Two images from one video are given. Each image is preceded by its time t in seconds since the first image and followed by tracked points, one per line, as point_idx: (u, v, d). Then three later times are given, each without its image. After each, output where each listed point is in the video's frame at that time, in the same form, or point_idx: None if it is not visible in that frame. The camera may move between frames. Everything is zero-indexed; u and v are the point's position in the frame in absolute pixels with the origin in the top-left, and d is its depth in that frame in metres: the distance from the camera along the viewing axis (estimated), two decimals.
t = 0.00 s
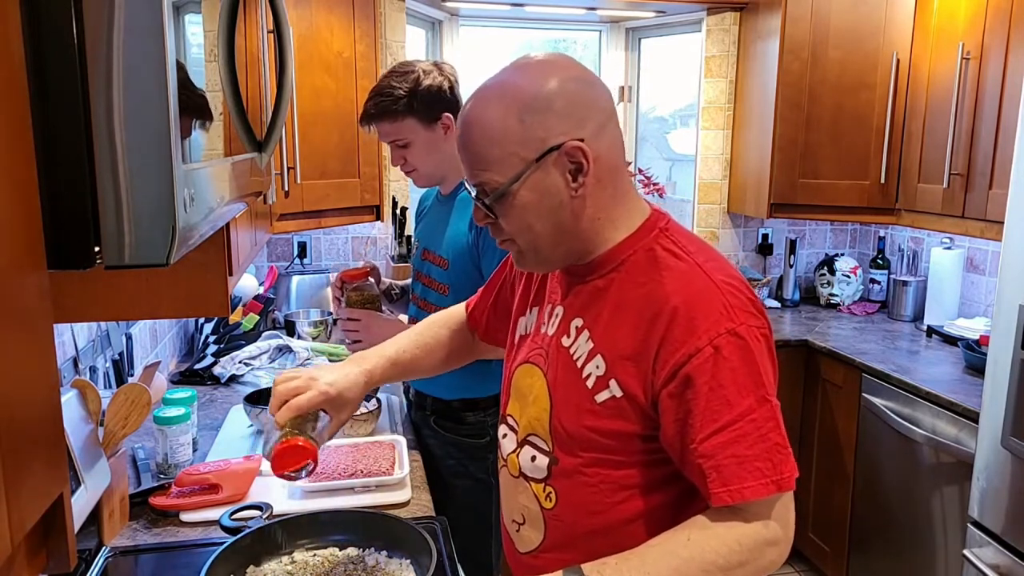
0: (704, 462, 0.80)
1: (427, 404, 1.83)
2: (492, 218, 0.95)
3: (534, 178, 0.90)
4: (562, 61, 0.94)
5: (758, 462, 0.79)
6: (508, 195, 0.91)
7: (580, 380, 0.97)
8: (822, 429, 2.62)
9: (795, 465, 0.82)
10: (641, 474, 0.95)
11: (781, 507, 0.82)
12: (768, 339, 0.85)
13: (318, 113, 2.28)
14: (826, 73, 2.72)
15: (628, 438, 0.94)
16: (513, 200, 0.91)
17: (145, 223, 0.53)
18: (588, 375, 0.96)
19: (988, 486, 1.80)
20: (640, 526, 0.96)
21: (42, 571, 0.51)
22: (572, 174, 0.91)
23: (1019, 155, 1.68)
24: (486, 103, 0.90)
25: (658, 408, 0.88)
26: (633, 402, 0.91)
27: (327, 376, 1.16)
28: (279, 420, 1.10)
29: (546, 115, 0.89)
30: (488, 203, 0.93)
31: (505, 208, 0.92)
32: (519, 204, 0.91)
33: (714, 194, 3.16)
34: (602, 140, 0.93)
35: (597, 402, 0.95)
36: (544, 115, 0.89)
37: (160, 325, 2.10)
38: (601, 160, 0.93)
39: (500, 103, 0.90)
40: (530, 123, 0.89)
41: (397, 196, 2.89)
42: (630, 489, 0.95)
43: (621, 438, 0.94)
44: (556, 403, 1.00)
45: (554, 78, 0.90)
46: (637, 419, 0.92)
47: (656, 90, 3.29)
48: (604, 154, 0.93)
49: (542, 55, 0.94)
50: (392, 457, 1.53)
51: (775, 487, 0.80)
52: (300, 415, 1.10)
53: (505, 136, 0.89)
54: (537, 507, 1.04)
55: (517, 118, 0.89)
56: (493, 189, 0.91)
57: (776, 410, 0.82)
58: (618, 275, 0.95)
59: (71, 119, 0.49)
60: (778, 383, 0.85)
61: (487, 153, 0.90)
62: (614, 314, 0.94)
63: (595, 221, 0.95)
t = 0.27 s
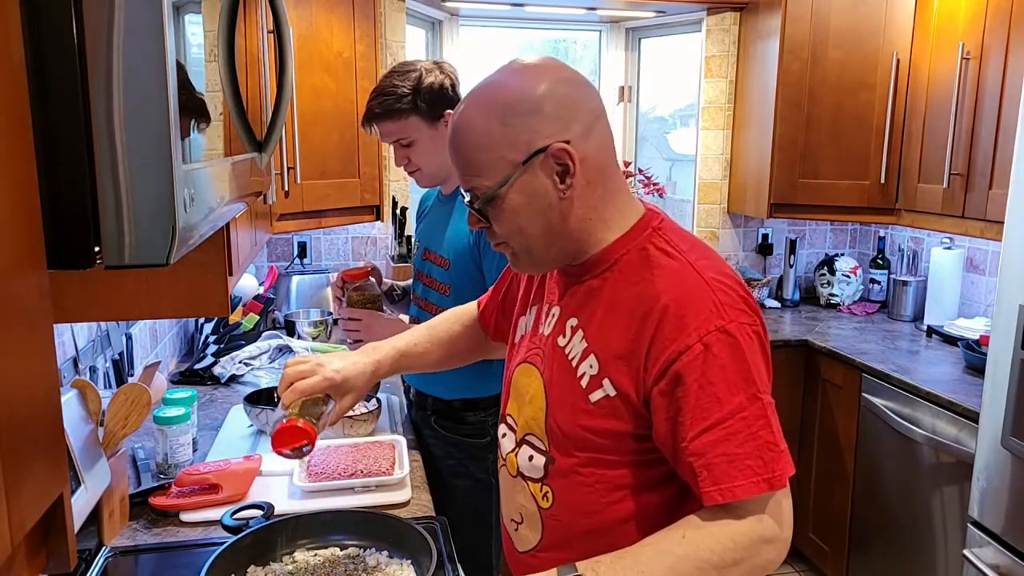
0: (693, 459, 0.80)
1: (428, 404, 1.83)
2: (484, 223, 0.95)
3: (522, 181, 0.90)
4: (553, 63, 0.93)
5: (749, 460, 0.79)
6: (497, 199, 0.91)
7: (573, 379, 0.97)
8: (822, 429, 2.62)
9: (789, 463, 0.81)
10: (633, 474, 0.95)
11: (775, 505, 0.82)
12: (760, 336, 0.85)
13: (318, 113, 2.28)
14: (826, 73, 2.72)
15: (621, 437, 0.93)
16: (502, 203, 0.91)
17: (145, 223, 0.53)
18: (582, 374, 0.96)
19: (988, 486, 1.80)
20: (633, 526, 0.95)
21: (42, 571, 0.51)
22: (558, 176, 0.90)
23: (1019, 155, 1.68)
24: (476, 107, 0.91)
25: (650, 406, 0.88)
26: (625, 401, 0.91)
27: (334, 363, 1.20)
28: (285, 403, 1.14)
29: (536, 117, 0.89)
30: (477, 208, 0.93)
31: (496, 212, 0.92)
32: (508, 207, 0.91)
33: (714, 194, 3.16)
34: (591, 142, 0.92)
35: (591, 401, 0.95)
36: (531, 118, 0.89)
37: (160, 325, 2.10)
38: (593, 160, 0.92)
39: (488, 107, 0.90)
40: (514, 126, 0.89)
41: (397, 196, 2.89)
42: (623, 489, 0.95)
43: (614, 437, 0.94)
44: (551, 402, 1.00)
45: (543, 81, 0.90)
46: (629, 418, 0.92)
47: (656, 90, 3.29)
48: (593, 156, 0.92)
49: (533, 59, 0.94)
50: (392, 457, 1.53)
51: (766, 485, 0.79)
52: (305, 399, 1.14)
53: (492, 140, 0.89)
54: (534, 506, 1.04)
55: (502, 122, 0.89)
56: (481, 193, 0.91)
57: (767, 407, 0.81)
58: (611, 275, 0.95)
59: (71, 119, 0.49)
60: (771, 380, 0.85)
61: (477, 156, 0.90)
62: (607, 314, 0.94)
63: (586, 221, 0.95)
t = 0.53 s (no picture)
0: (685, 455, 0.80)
1: (428, 404, 1.83)
2: (482, 221, 0.96)
3: (516, 179, 0.90)
4: (551, 63, 0.94)
5: (741, 456, 0.79)
6: (493, 196, 0.91)
7: (569, 377, 0.97)
8: (822, 429, 2.62)
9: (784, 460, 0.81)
10: (628, 472, 0.95)
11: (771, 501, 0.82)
12: (753, 332, 0.85)
13: (318, 113, 2.28)
14: (826, 73, 2.72)
15: (616, 434, 0.93)
16: (497, 201, 0.92)
17: (145, 223, 0.53)
18: (578, 371, 0.96)
19: (988, 486, 1.80)
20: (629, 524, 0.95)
21: (42, 571, 0.51)
22: (552, 175, 0.90)
23: (1019, 155, 1.68)
24: (473, 106, 0.91)
25: (644, 403, 0.88)
26: (620, 398, 0.91)
27: (347, 354, 1.21)
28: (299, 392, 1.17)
29: (533, 116, 0.89)
30: (472, 204, 0.94)
31: (492, 211, 0.93)
32: (504, 206, 0.92)
33: (714, 194, 3.15)
34: (586, 141, 0.92)
35: (587, 398, 0.95)
36: (526, 117, 0.89)
37: (160, 325, 2.10)
38: (590, 159, 0.92)
39: (484, 106, 0.90)
40: (513, 125, 0.89)
41: (397, 196, 2.89)
42: (619, 487, 0.95)
43: (609, 434, 0.94)
44: (548, 400, 1.00)
45: (540, 81, 0.90)
46: (624, 415, 0.92)
47: (656, 90, 3.29)
48: (588, 154, 0.92)
49: (532, 58, 0.94)
50: (392, 457, 1.53)
51: (760, 482, 0.79)
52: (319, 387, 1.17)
53: (487, 139, 0.89)
54: (532, 504, 1.04)
55: (497, 121, 0.89)
56: (478, 191, 0.92)
57: (761, 403, 0.81)
58: (607, 272, 0.96)
59: (71, 119, 0.49)
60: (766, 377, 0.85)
61: (475, 154, 0.90)
62: (602, 311, 0.94)
63: (581, 219, 0.95)
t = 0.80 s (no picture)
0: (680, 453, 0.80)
1: (429, 404, 1.83)
2: (482, 219, 0.96)
3: (514, 178, 0.90)
4: (552, 64, 0.94)
5: (737, 455, 0.79)
6: (490, 195, 0.92)
7: (568, 376, 0.97)
8: (822, 429, 2.62)
9: (779, 460, 0.81)
10: (625, 471, 0.95)
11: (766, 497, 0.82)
12: (751, 332, 0.85)
13: (318, 113, 2.28)
14: (826, 73, 2.72)
15: (613, 432, 0.93)
16: (495, 200, 0.92)
17: (145, 223, 0.53)
18: (577, 370, 0.96)
19: (988, 486, 1.80)
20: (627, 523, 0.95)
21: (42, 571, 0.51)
22: (550, 174, 0.90)
23: (1019, 155, 1.68)
24: (471, 105, 0.91)
25: (641, 402, 0.88)
26: (618, 397, 0.91)
27: (357, 355, 1.21)
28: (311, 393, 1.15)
29: (531, 115, 0.89)
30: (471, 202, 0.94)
31: (490, 208, 0.93)
32: (502, 204, 0.92)
33: (714, 194, 3.15)
34: (585, 141, 0.92)
35: (585, 397, 0.95)
36: (524, 116, 0.89)
37: (160, 325, 2.10)
38: (590, 158, 0.92)
39: (482, 104, 0.90)
40: (513, 124, 0.89)
41: (397, 196, 2.89)
42: (618, 485, 0.95)
43: (608, 433, 0.94)
44: (549, 399, 1.00)
45: (541, 81, 0.90)
46: (622, 414, 0.92)
47: (656, 90, 3.29)
48: (587, 155, 0.92)
49: (533, 58, 0.94)
50: (392, 457, 1.53)
51: (755, 481, 0.79)
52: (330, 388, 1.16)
53: (486, 137, 0.90)
54: (532, 502, 1.04)
55: (496, 121, 0.89)
56: (476, 189, 0.92)
57: (757, 402, 0.81)
58: (607, 271, 0.95)
59: (71, 119, 0.49)
60: (763, 377, 0.85)
61: (474, 152, 0.91)
62: (600, 310, 0.94)
63: (580, 219, 0.95)
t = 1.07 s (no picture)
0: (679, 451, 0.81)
1: (428, 404, 1.84)
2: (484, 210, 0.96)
3: (515, 168, 0.90)
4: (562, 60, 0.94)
5: (736, 453, 0.79)
6: (491, 185, 0.92)
7: (569, 375, 0.97)
8: (822, 429, 2.62)
9: (778, 459, 0.81)
10: (627, 469, 0.95)
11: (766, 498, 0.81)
12: (750, 331, 0.85)
13: (318, 113, 2.28)
14: (826, 73, 2.72)
15: (614, 431, 0.94)
16: (495, 190, 0.92)
17: (145, 223, 0.53)
18: (577, 369, 0.96)
19: (988, 486, 1.80)
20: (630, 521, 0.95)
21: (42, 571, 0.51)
22: (551, 166, 0.90)
23: (1019, 155, 1.68)
24: (478, 97, 0.92)
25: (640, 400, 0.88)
26: (618, 395, 0.92)
27: (332, 356, 1.21)
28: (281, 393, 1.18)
29: (533, 112, 0.89)
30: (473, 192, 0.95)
31: (492, 198, 0.93)
32: (502, 194, 0.92)
33: (714, 194, 3.15)
34: (589, 137, 0.92)
35: (586, 396, 0.95)
36: (528, 108, 0.89)
37: (160, 325, 2.10)
38: (592, 156, 0.92)
39: (489, 97, 0.91)
40: (515, 123, 0.89)
41: (397, 196, 2.89)
42: (619, 484, 0.95)
43: (607, 432, 0.94)
44: (550, 398, 1.00)
45: (548, 77, 0.91)
46: (622, 412, 0.92)
47: (656, 90, 3.29)
48: (591, 151, 0.92)
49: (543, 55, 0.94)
50: (392, 457, 1.53)
51: (753, 479, 0.79)
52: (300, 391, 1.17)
53: (490, 128, 0.90)
54: (535, 501, 1.04)
55: (501, 112, 0.90)
56: (478, 179, 0.93)
57: (756, 401, 0.81)
58: (607, 270, 0.95)
59: (71, 119, 0.49)
60: (762, 376, 0.84)
61: (477, 146, 0.91)
62: (600, 309, 0.94)
63: (581, 215, 0.95)
